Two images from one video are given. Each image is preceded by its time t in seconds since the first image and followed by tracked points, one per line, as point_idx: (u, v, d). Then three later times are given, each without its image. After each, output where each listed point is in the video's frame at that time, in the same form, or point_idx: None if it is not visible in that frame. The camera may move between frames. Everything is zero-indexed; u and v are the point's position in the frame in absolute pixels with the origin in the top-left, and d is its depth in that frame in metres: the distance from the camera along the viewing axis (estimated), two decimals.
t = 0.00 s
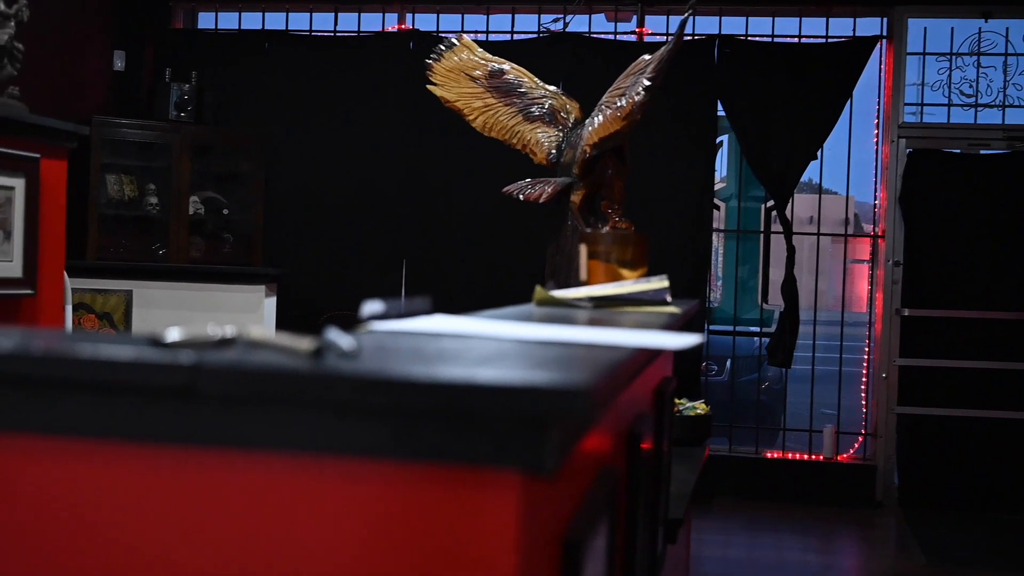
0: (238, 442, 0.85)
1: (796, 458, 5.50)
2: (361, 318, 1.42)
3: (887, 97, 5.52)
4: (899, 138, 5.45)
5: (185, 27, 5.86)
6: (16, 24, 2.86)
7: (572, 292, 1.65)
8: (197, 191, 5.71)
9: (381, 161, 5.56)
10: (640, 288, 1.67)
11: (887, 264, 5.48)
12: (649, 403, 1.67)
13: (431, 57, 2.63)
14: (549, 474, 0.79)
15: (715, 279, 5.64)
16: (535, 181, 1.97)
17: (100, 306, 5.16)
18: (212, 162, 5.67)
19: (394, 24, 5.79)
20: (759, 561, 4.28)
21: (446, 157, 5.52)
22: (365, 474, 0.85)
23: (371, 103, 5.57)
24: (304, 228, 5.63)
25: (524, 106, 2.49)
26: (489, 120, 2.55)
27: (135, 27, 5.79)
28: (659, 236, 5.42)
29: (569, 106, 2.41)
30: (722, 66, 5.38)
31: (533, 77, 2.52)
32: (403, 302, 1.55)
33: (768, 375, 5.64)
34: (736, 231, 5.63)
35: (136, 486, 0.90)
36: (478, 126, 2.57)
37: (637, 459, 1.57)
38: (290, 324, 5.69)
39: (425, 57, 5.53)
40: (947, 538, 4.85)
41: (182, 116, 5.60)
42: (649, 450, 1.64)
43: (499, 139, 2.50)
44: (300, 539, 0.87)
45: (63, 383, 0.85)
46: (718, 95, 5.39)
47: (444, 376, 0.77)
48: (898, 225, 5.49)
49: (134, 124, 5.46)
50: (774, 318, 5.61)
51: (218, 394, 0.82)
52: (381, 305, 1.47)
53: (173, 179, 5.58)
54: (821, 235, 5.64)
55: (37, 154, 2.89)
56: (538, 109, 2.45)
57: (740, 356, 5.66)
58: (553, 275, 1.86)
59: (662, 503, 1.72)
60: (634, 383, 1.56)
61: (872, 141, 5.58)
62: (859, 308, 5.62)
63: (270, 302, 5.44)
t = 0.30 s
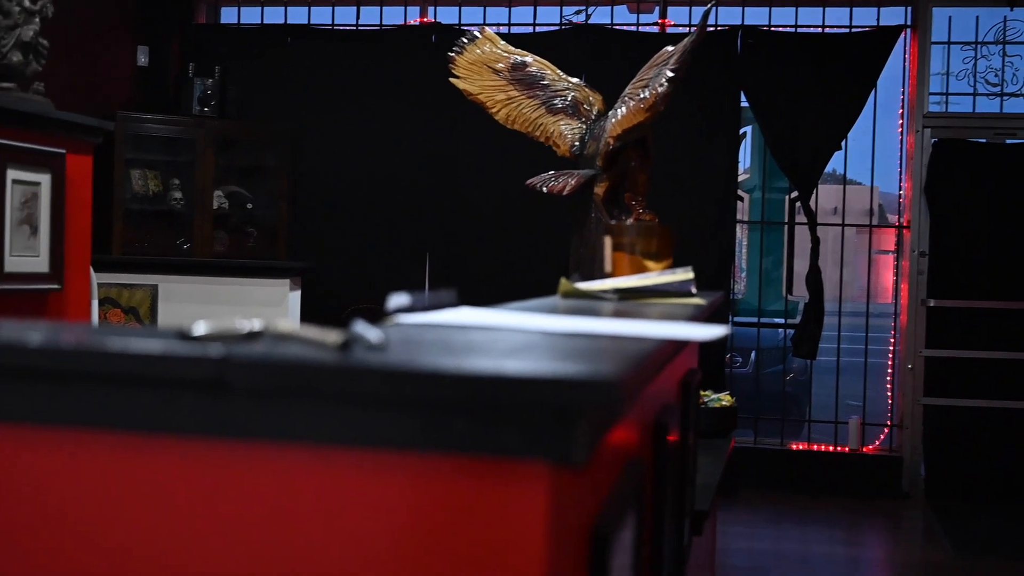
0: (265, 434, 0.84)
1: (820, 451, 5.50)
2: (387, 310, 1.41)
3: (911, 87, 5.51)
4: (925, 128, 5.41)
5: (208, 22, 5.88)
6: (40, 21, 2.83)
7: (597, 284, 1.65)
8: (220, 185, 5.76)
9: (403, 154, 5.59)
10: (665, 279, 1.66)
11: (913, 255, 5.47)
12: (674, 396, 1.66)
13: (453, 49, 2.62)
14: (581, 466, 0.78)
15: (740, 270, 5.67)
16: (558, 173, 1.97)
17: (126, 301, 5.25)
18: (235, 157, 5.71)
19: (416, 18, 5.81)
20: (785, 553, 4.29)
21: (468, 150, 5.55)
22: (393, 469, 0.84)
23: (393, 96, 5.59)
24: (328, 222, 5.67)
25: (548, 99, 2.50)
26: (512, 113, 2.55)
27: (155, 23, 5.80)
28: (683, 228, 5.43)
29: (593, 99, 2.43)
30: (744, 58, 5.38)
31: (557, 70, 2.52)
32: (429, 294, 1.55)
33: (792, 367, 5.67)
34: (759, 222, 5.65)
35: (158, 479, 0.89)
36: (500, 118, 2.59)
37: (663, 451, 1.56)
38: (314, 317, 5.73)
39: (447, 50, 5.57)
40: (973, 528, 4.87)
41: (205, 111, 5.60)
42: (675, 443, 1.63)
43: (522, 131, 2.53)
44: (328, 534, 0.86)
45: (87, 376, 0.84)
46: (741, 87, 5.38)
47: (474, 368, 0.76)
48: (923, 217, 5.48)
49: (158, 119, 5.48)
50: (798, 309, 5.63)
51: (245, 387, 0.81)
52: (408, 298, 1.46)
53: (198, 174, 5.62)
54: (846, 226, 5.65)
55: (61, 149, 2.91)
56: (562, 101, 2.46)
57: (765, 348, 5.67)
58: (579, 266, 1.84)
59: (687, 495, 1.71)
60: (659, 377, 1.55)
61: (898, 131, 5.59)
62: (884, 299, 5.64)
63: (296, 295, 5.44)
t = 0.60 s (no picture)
0: (295, 424, 0.85)
1: (855, 440, 5.45)
2: (418, 301, 1.41)
3: (943, 74, 5.44)
4: (955, 115, 5.39)
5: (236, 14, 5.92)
6: (71, 14, 2.83)
7: (627, 274, 1.64)
8: (249, 177, 5.78)
9: (430, 145, 5.62)
10: (695, 269, 1.66)
11: (943, 243, 5.42)
12: (705, 385, 1.66)
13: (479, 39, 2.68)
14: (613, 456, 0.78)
15: (769, 260, 5.61)
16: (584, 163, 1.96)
17: (156, 293, 5.32)
18: (264, 149, 5.74)
19: (443, 9, 5.82)
20: (815, 544, 4.25)
21: (495, 141, 5.56)
22: (424, 459, 0.85)
23: (421, 87, 5.62)
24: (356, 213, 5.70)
25: (575, 88, 2.58)
26: (540, 103, 2.64)
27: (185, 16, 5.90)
28: (715, 216, 5.43)
29: (621, 87, 2.49)
30: (772, 46, 5.37)
31: (585, 60, 2.57)
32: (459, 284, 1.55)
33: (822, 356, 5.71)
34: (789, 210, 5.60)
35: (187, 470, 0.90)
36: (527, 108, 2.67)
37: (695, 440, 1.56)
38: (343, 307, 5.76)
39: (474, 40, 5.57)
40: (1005, 517, 4.85)
41: (233, 103, 5.66)
42: (706, 433, 1.63)
43: (550, 120, 2.61)
44: (361, 522, 0.87)
45: (122, 368, 0.86)
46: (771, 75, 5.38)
47: (507, 358, 0.76)
48: (954, 206, 5.43)
49: (187, 112, 5.52)
50: (829, 298, 5.60)
51: (278, 377, 0.82)
52: (438, 288, 1.47)
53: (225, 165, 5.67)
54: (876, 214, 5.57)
55: (92, 143, 2.93)
56: (589, 90, 2.54)
57: (795, 337, 5.66)
58: (609, 256, 1.83)
59: (719, 485, 1.71)
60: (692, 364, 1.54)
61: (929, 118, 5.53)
62: (916, 287, 5.58)
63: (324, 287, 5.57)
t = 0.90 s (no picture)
0: (322, 418, 0.86)
1: (874, 435, 5.48)
2: (443, 296, 1.41)
3: (966, 67, 5.44)
4: (978, 109, 5.35)
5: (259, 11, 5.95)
6: (94, 12, 2.83)
7: (650, 268, 1.63)
8: (272, 173, 5.86)
9: (452, 141, 5.63)
10: (719, 264, 1.65)
11: (967, 237, 5.41)
12: (729, 379, 1.65)
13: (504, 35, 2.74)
14: (639, 449, 0.79)
15: (791, 254, 5.67)
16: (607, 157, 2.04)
17: (180, 289, 5.30)
18: (285, 145, 5.78)
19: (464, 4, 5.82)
20: (836, 539, 4.25)
21: (517, 136, 5.57)
22: (451, 452, 0.85)
23: (443, 83, 5.63)
24: (379, 208, 5.72)
25: (597, 83, 2.62)
26: (562, 98, 2.70)
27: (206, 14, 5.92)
28: (740, 209, 5.46)
29: (642, 81, 2.53)
30: (795, 40, 5.38)
31: (606, 54, 2.62)
32: (483, 279, 1.54)
33: (845, 351, 5.69)
34: (811, 205, 5.64)
35: (211, 465, 0.91)
36: (549, 103, 2.73)
37: (720, 434, 1.56)
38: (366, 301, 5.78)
39: (496, 35, 5.58)
40: None
41: (255, 100, 5.68)
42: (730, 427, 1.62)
43: (573, 115, 2.67)
44: (387, 518, 0.88)
45: (147, 362, 0.87)
46: (794, 69, 5.39)
47: (533, 352, 0.77)
48: (978, 199, 5.41)
49: (208, 109, 5.56)
50: (852, 292, 5.60)
51: (305, 372, 0.83)
52: (463, 283, 1.46)
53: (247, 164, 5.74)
54: (899, 208, 5.59)
55: (114, 140, 2.95)
56: (611, 85, 2.58)
57: (818, 332, 5.67)
58: (631, 250, 1.84)
59: (743, 480, 1.71)
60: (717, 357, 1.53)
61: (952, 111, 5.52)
62: (939, 282, 5.57)
63: (347, 282, 5.49)
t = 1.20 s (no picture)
0: (350, 415, 0.86)
1: (898, 433, 5.47)
2: (469, 293, 1.40)
3: (992, 63, 5.40)
4: (1005, 105, 5.30)
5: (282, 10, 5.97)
6: (119, 11, 2.82)
7: (674, 266, 1.62)
8: (295, 171, 5.84)
9: (473, 138, 5.64)
10: (747, 261, 1.65)
11: (993, 234, 5.34)
12: (754, 377, 1.65)
13: (526, 33, 2.80)
14: (667, 447, 0.79)
15: (815, 252, 5.64)
16: (630, 154, 2.09)
17: (204, 287, 5.34)
18: (307, 144, 5.81)
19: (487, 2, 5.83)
20: (861, 538, 4.22)
21: (539, 134, 5.57)
22: (478, 449, 0.85)
23: (465, 81, 5.63)
24: (401, 207, 5.75)
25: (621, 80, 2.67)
26: (585, 96, 2.72)
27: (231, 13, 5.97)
28: (764, 205, 5.46)
29: (666, 79, 2.59)
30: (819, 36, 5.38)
31: (630, 52, 2.71)
32: (508, 277, 1.52)
33: (870, 349, 5.80)
34: (836, 202, 5.62)
35: (230, 463, 0.92)
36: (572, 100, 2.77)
37: (745, 432, 1.56)
38: (388, 298, 5.80)
39: (519, 33, 5.58)
40: None
41: (279, 98, 5.67)
42: (756, 425, 1.62)
43: (596, 113, 2.71)
44: (415, 516, 0.88)
45: (173, 359, 0.88)
46: (819, 65, 5.39)
47: (563, 350, 0.77)
48: (1003, 195, 5.35)
49: (234, 108, 5.61)
50: (877, 290, 5.58)
51: (332, 368, 0.83)
52: (487, 280, 1.45)
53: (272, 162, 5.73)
54: (924, 205, 5.56)
55: (139, 139, 2.95)
56: (635, 83, 2.66)
57: (842, 330, 5.72)
58: (657, 249, 1.84)
59: (767, 477, 1.70)
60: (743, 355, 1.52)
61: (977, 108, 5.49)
62: (965, 278, 5.57)
63: (371, 280, 5.48)
